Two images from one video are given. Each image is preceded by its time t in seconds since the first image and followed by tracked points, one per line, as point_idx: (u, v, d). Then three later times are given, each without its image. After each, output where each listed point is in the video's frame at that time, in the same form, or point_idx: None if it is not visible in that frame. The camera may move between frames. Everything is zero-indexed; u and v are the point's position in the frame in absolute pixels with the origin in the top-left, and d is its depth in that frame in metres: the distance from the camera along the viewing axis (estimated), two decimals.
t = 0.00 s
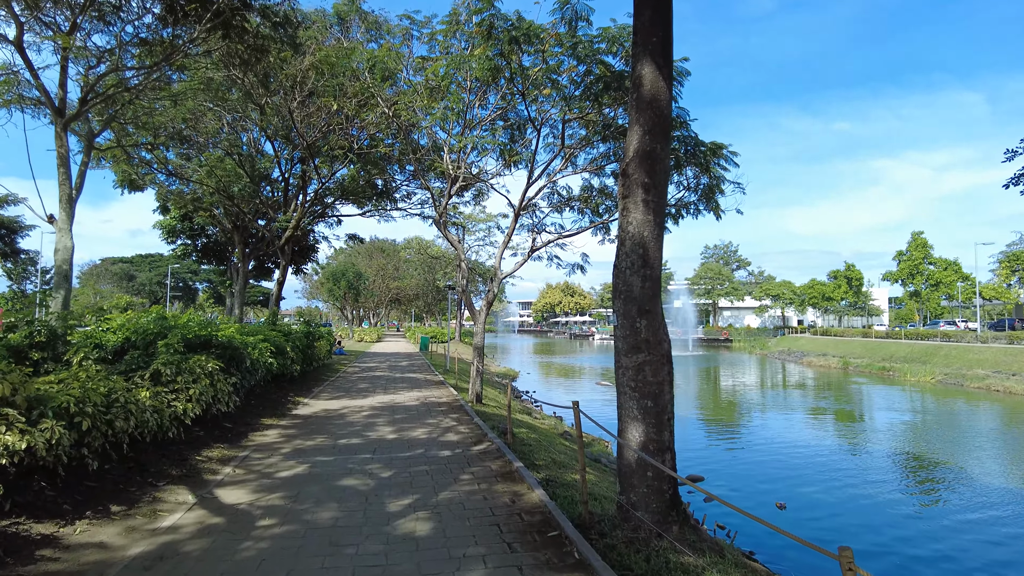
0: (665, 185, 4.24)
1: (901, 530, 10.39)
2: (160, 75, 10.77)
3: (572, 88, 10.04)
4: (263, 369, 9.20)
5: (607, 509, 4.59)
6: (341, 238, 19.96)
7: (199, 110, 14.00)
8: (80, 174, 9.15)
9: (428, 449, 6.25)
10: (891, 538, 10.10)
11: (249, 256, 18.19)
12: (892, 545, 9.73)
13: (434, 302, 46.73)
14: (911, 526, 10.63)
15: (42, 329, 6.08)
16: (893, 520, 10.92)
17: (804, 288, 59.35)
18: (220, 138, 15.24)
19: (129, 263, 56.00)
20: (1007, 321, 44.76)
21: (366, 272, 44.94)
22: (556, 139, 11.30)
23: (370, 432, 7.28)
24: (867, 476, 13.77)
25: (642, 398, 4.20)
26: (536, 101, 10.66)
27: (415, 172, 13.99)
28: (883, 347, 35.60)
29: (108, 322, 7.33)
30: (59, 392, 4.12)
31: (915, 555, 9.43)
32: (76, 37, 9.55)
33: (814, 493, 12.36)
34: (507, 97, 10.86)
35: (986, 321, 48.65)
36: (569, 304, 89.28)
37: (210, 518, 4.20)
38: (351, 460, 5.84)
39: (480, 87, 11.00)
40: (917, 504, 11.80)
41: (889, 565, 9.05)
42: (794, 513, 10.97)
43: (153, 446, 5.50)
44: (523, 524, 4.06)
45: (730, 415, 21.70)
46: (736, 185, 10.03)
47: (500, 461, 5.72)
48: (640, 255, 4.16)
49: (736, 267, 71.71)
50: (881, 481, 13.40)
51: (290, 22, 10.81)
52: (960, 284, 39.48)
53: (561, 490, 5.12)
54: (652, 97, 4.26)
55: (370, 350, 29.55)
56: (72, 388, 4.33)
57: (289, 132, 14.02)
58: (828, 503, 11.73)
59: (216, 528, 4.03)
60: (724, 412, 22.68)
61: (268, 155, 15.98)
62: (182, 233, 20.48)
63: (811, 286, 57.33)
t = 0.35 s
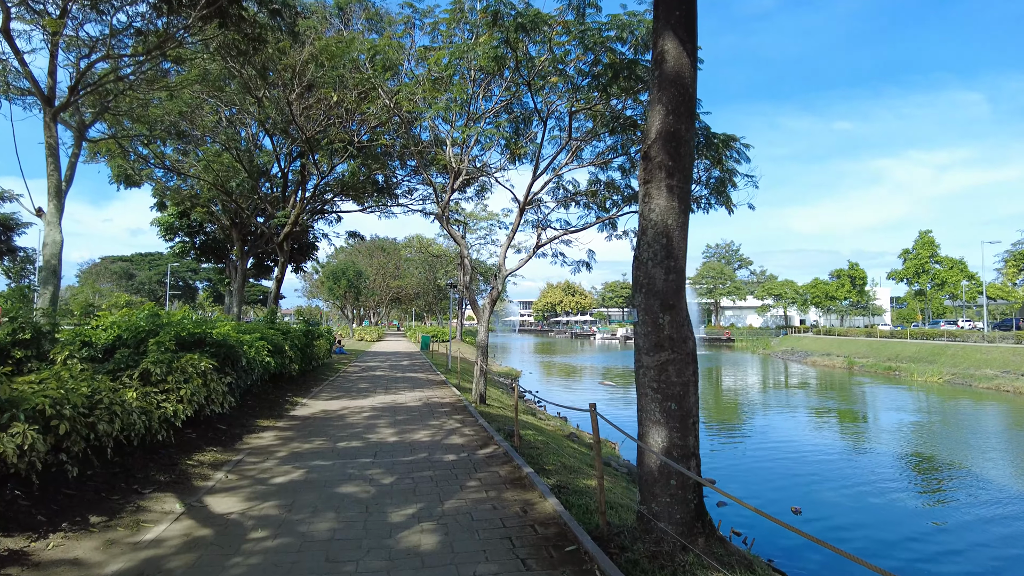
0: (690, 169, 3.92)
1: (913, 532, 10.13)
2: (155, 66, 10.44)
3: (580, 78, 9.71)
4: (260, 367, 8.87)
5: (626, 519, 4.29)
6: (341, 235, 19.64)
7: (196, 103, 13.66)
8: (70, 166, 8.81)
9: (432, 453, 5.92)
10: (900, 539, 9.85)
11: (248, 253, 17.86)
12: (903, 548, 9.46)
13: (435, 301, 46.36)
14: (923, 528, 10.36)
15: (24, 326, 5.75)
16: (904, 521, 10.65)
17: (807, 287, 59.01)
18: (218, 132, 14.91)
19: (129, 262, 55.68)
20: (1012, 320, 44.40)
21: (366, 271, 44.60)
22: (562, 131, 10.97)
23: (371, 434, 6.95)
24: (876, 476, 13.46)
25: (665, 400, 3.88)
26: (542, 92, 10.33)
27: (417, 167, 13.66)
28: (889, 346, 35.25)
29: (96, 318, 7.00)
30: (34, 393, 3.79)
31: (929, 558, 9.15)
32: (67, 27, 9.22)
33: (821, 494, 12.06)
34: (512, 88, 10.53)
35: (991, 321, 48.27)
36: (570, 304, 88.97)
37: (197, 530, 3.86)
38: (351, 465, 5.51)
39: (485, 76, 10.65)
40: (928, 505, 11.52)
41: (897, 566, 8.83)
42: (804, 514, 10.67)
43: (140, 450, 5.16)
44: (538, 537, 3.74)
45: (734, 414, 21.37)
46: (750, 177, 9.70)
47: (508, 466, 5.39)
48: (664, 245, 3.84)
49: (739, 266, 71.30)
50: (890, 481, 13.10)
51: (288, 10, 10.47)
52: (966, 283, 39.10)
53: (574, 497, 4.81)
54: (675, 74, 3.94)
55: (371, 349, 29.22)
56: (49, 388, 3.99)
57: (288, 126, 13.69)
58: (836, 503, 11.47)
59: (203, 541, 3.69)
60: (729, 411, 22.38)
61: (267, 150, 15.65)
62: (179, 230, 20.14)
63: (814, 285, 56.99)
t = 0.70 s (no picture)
0: (716, 160, 3.62)
1: (928, 537, 9.81)
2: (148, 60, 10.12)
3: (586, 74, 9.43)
4: (253, 370, 8.55)
5: (644, 540, 3.99)
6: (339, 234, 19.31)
7: (190, 99, 13.33)
8: (56, 161, 8.48)
9: (433, 463, 5.61)
10: (916, 545, 9.54)
11: (244, 253, 17.52)
12: (919, 554, 9.16)
13: (434, 301, 46.01)
14: (937, 532, 10.06)
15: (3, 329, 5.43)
16: (917, 527, 10.34)
17: (807, 288, 58.71)
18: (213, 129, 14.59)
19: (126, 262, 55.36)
20: (1014, 321, 44.21)
21: (365, 271, 44.28)
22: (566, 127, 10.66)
23: (369, 442, 6.63)
24: (884, 479, 13.17)
25: (688, 412, 3.57)
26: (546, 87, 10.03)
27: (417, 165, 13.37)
28: (892, 348, 34.97)
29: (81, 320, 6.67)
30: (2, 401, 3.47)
31: (948, 564, 8.84)
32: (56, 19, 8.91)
33: (829, 497, 11.75)
34: (517, 82, 10.23)
35: (993, 322, 48.04)
36: (570, 304, 88.75)
37: (179, 553, 3.53)
38: (346, 476, 5.19)
39: (488, 69, 10.30)
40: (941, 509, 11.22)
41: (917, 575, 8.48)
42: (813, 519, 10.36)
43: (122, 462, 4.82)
44: (551, 561, 3.43)
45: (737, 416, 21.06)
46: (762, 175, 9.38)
47: (514, 478, 5.07)
48: (688, 242, 3.53)
49: (738, 267, 71.40)
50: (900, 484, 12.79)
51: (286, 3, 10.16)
52: (969, 284, 38.86)
53: (586, 513, 4.51)
54: (701, 56, 3.64)
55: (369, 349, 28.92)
56: (19, 397, 3.66)
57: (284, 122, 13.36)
58: (845, 508, 11.15)
59: (184, 566, 3.37)
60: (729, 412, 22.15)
61: (263, 147, 15.33)
62: (175, 229, 19.82)
63: (815, 286, 56.70)
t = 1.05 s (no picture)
0: (743, 141, 3.30)
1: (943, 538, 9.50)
2: (138, 53, 9.79)
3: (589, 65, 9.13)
4: (245, 372, 8.21)
5: (663, 558, 3.66)
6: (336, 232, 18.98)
7: (182, 93, 12.99)
8: (39, 153, 8.14)
9: (433, 471, 5.27)
10: (931, 546, 9.23)
11: (239, 252, 17.17)
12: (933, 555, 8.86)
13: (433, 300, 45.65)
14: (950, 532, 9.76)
15: None
16: (933, 527, 10.02)
17: (807, 288, 58.44)
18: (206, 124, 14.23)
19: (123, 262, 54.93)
20: (1016, 320, 43.95)
21: (363, 270, 43.91)
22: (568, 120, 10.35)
23: (366, 447, 6.30)
24: (894, 479, 12.86)
25: (714, 419, 3.25)
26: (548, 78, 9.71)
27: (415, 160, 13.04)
28: (894, 347, 34.68)
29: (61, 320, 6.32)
30: None
31: (967, 567, 8.52)
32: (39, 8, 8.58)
33: (838, 498, 11.44)
34: (519, 72, 9.92)
35: (995, 321, 47.77)
36: (569, 304, 88.43)
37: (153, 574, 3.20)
38: (340, 486, 4.85)
39: (490, 58, 9.96)
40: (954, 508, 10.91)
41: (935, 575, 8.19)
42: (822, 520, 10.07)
43: (98, 471, 4.49)
44: None
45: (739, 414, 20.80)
46: (773, 168, 9.04)
47: (520, 488, 4.73)
48: (714, 231, 3.21)
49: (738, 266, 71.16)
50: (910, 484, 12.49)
51: None
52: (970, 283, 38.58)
53: (599, 528, 4.17)
54: (726, 28, 3.32)
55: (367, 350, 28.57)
56: None
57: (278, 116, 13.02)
58: (855, 508, 10.83)
59: None
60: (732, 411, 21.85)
61: (258, 143, 14.99)
62: (169, 227, 19.46)
63: (815, 285, 56.43)
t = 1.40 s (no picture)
0: (779, 117, 2.99)
1: (964, 540, 9.14)
2: (131, 43, 9.48)
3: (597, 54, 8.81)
4: (239, 371, 7.87)
5: None
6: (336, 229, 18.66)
7: (177, 86, 12.67)
8: (25, 146, 7.81)
9: (435, 478, 4.96)
10: (951, 548, 8.87)
11: (237, 250, 16.85)
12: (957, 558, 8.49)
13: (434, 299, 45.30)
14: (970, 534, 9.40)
15: None
16: (951, 528, 9.67)
17: (811, 286, 58.06)
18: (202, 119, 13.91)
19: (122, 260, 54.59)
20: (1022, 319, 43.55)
21: (364, 269, 43.57)
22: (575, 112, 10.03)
23: (365, 451, 5.99)
24: (908, 479, 12.50)
25: (747, 424, 2.95)
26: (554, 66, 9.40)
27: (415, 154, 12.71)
28: (900, 346, 34.32)
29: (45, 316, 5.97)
30: None
31: (985, 569, 8.17)
32: None
33: (852, 498, 11.10)
34: (523, 61, 9.59)
35: (1000, 320, 47.37)
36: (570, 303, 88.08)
37: None
38: (337, 494, 4.54)
39: (495, 47, 9.63)
40: (974, 509, 10.53)
41: None
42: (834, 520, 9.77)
43: (77, 479, 4.17)
44: None
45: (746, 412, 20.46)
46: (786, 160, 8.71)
47: (529, 497, 4.41)
48: (748, 218, 2.90)
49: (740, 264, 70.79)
50: (925, 483, 12.14)
51: None
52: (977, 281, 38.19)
53: (616, 541, 3.86)
54: None
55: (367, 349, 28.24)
56: None
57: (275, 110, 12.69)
58: (869, 508, 10.49)
59: None
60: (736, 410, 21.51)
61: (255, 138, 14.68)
62: (166, 225, 19.14)
63: (818, 283, 56.02)
